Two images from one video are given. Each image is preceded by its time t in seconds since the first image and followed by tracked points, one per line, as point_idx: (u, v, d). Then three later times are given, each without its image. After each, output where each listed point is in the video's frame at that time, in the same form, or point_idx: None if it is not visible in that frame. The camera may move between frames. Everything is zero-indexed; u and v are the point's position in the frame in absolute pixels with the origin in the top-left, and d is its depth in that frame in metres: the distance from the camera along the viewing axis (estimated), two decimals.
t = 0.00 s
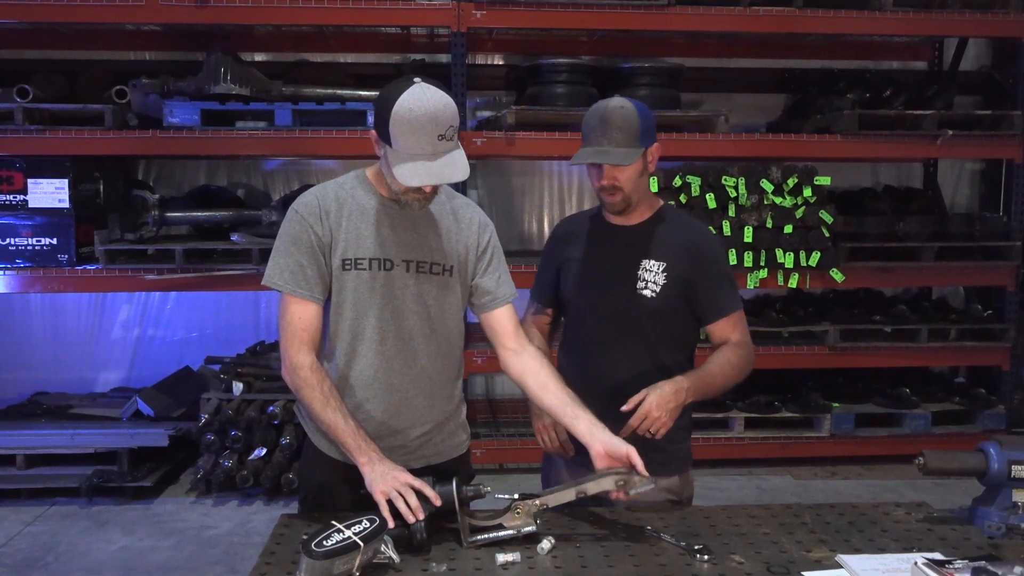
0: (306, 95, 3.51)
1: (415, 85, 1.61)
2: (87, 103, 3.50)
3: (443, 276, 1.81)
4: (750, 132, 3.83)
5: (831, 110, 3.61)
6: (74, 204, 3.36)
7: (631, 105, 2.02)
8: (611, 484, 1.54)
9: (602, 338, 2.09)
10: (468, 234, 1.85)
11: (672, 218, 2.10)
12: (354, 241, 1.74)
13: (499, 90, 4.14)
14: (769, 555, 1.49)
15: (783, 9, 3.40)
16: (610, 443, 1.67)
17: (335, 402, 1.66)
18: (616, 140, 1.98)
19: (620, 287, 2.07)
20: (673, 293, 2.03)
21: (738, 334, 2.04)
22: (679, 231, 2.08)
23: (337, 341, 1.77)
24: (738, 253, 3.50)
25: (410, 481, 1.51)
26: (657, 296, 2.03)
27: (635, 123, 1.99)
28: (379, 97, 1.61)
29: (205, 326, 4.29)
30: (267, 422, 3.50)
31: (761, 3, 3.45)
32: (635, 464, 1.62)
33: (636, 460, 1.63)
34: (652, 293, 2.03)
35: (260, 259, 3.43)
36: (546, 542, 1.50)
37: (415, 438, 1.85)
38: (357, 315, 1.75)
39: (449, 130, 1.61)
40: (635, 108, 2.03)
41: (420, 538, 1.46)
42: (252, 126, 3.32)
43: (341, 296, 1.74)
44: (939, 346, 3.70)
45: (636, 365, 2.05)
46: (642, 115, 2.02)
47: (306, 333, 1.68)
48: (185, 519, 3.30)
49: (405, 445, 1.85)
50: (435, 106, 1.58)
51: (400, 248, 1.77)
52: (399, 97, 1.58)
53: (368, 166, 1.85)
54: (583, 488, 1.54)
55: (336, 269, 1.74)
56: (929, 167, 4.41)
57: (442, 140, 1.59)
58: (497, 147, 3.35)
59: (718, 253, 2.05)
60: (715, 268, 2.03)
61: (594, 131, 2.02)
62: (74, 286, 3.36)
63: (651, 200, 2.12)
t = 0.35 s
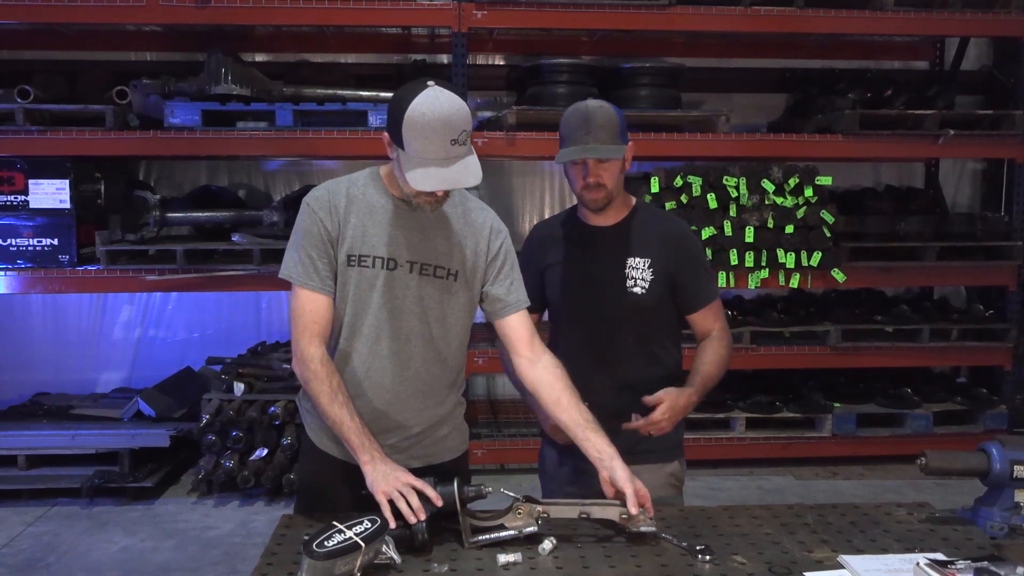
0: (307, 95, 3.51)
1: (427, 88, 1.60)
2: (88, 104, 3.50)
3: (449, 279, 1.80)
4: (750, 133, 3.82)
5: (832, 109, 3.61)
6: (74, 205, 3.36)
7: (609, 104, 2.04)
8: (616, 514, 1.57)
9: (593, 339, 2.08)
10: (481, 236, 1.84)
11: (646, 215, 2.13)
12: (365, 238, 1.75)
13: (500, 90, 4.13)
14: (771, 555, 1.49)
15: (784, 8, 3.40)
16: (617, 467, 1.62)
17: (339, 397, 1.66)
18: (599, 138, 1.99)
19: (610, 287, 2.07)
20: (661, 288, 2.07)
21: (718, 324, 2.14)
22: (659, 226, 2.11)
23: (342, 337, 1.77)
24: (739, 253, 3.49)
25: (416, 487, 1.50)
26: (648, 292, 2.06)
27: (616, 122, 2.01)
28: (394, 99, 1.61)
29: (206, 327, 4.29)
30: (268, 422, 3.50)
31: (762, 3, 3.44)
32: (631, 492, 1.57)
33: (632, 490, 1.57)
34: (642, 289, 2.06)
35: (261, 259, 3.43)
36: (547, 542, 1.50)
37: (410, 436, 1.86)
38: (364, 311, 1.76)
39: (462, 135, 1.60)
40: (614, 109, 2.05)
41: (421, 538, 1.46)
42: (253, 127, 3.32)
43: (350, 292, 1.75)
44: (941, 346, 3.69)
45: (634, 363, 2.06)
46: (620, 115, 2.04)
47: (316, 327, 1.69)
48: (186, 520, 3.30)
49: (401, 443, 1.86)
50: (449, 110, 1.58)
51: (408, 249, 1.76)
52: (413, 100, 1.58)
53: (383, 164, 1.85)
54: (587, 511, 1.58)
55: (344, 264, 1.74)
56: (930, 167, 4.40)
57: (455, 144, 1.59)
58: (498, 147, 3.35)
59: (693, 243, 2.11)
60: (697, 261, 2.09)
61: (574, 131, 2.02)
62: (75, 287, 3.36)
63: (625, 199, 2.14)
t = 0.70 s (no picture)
0: (308, 95, 3.50)
1: (446, 91, 1.58)
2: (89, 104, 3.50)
3: (456, 282, 1.80)
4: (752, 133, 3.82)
5: (834, 110, 3.61)
6: (75, 205, 3.36)
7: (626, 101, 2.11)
8: (618, 522, 1.55)
9: (599, 337, 2.07)
10: (489, 239, 1.83)
11: (651, 215, 2.15)
12: (374, 237, 1.74)
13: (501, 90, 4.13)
14: (772, 557, 1.48)
15: (785, 9, 3.39)
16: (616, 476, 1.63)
17: (344, 396, 1.66)
18: (618, 124, 2.04)
19: (616, 285, 2.07)
20: (667, 288, 2.08)
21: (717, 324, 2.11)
22: (667, 228, 2.13)
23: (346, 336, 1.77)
24: (741, 254, 3.49)
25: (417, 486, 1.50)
26: (655, 289, 2.06)
27: (634, 115, 2.07)
28: (409, 103, 1.59)
29: (207, 327, 4.29)
30: (269, 422, 3.50)
31: (764, 3, 3.44)
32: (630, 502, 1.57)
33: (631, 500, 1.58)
34: (650, 286, 2.06)
35: (262, 260, 3.43)
36: (548, 543, 1.49)
37: (410, 435, 1.86)
38: (371, 310, 1.75)
39: (479, 141, 1.60)
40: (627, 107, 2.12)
41: (422, 539, 1.46)
42: (254, 127, 3.32)
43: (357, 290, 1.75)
44: (942, 347, 3.69)
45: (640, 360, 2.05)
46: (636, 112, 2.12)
47: (322, 324, 1.68)
48: (187, 520, 3.30)
49: (401, 441, 1.86)
50: (468, 117, 1.56)
51: (416, 250, 1.76)
52: (430, 106, 1.56)
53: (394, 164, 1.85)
54: (587, 518, 1.56)
55: (351, 263, 1.74)
56: (931, 167, 4.40)
57: (472, 151, 1.59)
58: (499, 148, 3.35)
59: (697, 244, 2.13)
60: (704, 262, 2.10)
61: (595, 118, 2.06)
62: (75, 287, 3.35)
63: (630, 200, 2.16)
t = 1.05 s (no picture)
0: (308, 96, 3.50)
1: (467, 101, 1.61)
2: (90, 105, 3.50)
3: (461, 287, 1.81)
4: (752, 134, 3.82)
5: (834, 111, 3.61)
6: (76, 206, 3.36)
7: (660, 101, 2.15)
8: (618, 523, 1.54)
9: (624, 338, 2.04)
10: (493, 248, 1.84)
11: (682, 219, 2.14)
12: (378, 241, 1.74)
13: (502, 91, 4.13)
14: (773, 558, 1.48)
15: (786, 10, 3.39)
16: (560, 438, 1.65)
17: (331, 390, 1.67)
18: (654, 126, 2.08)
19: (644, 286, 2.05)
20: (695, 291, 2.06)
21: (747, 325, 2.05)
22: (698, 232, 2.11)
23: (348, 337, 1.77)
24: (741, 254, 3.49)
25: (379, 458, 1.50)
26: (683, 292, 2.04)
27: (669, 115, 2.11)
28: (429, 111, 1.61)
29: (207, 328, 4.29)
30: (269, 423, 3.50)
31: (764, 4, 3.44)
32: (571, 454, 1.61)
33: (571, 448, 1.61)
34: (679, 288, 2.04)
35: (262, 261, 3.42)
36: (549, 545, 1.49)
37: (408, 438, 1.86)
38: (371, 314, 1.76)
39: (496, 151, 1.61)
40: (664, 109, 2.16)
41: (422, 541, 1.46)
42: (254, 128, 3.32)
43: (359, 293, 1.75)
44: (942, 347, 3.69)
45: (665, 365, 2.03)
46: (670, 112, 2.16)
47: (307, 317, 1.70)
48: (187, 521, 3.30)
49: (398, 444, 1.86)
50: (487, 126, 1.59)
51: (423, 254, 1.76)
52: (451, 113, 1.58)
53: (404, 166, 1.84)
54: (588, 520, 1.55)
55: (356, 264, 1.74)
56: (932, 168, 4.40)
57: (489, 160, 1.60)
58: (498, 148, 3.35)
59: (728, 249, 2.11)
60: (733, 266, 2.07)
61: (632, 118, 2.10)
62: (75, 288, 3.33)
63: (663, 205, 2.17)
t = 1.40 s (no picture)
0: (308, 99, 3.51)
1: (479, 112, 1.61)
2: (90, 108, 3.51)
3: (461, 293, 1.80)
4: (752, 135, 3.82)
5: (833, 113, 3.61)
6: (76, 208, 3.36)
7: (692, 110, 1.93)
8: (618, 524, 1.55)
9: (654, 346, 2.00)
10: (496, 256, 1.84)
11: (729, 225, 2.03)
12: (380, 244, 1.76)
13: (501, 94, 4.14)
14: (772, 560, 1.48)
15: (785, 12, 3.40)
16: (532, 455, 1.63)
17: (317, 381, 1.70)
18: (675, 143, 1.89)
19: (678, 295, 1.98)
20: (734, 302, 1.96)
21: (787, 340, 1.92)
22: (742, 239, 2.00)
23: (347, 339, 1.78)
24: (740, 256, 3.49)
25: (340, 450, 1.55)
26: (720, 302, 1.95)
27: (694, 128, 1.89)
28: (440, 119, 1.62)
29: (207, 330, 4.29)
30: (269, 426, 3.50)
31: (763, 6, 3.44)
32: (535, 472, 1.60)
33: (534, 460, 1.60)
34: (716, 299, 1.95)
35: (262, 263, 3.42)
36: (549, 547, 1.50)
37: (405, 441, 1.86)
38: (370, 316, 1.77)
39: (505, 164, 1.62)
40: (697, 114, 1.93)
41: (422, 543, 1.46)
42: (254, 131, 3.33)
43: (359, 295, 1.77)
44: (940, 349, 3.70)
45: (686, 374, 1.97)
46: (705, 121, 1.92)
47: (304, 312, 1.74)
48: (187, 524, 3.30)
49: (395, 446, 1.87)
50: (497, 138, 1.59)
51: (424, 259, 1.76)
52: (461, 123, 1.59)
53: (415, 170, 1.86)
54: (588, 522, 1.56)
55: (357, 266, 1.76)
56: (931, 170, 4.40)
57: (496, 171, 1.60)
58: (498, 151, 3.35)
59: (775, 261, 1.98)
60: (777, 277, 1.95)
61: (653, 133, 1.93)
62: (76, 291, 3.35)
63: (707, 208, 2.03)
